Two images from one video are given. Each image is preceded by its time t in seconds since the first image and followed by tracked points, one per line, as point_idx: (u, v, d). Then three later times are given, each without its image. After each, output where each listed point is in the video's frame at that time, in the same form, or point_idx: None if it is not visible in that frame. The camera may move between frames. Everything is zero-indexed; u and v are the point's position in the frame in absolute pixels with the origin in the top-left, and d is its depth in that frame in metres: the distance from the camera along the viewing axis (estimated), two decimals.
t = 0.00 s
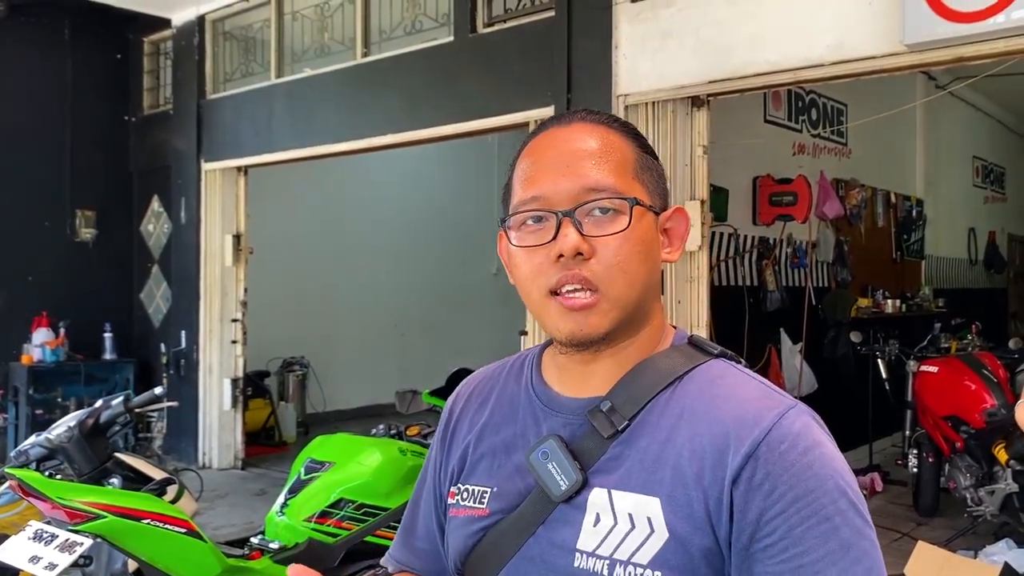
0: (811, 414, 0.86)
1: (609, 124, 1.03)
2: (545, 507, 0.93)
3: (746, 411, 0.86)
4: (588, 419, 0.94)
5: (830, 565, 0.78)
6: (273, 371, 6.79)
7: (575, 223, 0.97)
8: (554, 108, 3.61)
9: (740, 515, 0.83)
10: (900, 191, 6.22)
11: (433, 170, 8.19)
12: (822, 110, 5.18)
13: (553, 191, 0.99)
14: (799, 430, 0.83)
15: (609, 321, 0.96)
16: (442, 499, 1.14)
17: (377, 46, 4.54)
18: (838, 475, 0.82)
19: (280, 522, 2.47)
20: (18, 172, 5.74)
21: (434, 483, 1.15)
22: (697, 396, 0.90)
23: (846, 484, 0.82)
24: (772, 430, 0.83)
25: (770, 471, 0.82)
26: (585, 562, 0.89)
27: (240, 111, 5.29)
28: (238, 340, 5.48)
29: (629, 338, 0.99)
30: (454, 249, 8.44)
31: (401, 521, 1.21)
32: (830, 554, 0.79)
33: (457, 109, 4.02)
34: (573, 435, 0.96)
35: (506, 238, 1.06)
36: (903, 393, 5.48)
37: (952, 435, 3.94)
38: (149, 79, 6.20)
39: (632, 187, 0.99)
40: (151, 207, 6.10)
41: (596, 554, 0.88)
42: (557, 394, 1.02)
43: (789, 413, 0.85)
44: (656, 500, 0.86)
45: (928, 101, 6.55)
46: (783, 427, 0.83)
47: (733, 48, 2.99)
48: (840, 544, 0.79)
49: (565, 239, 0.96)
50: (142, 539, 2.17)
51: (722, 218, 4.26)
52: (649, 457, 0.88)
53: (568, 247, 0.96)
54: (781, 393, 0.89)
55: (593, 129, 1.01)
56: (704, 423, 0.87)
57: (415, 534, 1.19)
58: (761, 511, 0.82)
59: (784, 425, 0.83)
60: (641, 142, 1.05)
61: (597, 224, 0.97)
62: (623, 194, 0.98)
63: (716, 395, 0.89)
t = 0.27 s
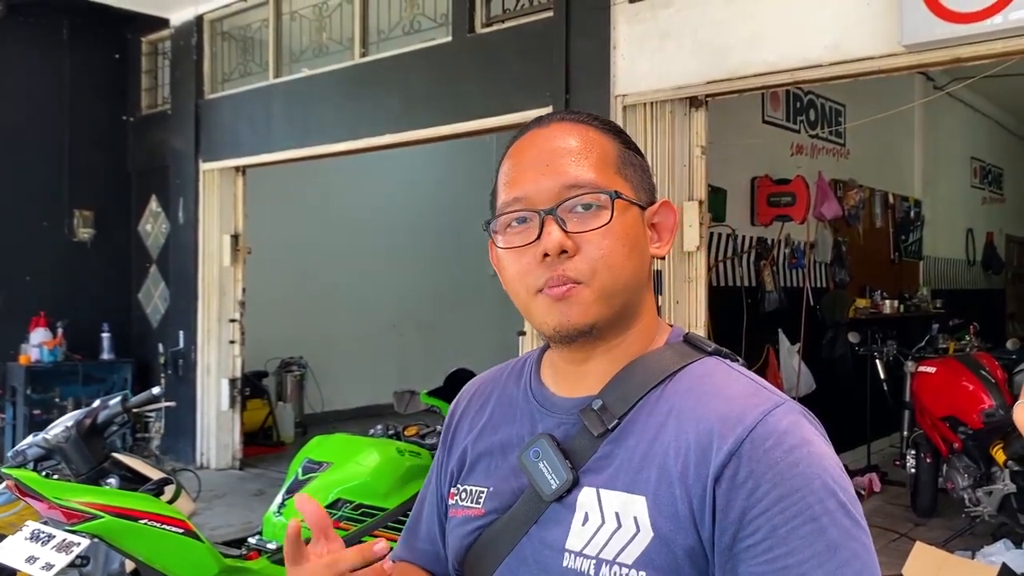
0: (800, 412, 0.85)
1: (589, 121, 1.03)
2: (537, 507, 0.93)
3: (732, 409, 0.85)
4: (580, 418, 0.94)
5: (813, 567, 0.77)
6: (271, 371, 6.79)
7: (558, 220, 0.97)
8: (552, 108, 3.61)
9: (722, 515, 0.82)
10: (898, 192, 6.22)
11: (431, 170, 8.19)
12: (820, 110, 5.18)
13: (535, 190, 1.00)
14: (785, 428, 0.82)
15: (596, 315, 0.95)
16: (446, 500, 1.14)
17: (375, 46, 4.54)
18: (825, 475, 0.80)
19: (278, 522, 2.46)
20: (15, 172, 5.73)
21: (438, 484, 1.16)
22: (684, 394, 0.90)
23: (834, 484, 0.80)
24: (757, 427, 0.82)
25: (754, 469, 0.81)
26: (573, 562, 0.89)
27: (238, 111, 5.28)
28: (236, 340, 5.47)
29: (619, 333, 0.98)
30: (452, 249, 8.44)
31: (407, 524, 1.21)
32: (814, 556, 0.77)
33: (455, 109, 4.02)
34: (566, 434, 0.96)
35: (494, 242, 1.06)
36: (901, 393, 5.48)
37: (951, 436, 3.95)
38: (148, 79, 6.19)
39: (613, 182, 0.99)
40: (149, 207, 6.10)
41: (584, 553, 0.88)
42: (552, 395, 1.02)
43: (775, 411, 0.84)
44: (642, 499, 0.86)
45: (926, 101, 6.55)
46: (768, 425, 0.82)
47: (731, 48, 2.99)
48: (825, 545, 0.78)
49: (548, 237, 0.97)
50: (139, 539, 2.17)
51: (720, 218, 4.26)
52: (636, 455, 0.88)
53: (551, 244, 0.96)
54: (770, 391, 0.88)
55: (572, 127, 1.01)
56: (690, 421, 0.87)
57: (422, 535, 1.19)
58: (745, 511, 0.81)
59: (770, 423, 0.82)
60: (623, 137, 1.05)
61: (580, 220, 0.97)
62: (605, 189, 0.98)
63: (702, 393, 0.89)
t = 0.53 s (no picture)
0: (803, 421, 0.84)
1: (608, 117, 1.03)
2: (536, 509, 0.93)
3: (733, 416, 0.85)
4: (581, 420, 0.94)
5: None
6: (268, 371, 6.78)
7: (572, 214, 0.97)
8: (551, 108, 3.61)
9: (720, 524, 0.82)
10: (896, 192, 6.23)
11: (429, 170, 8.18)
12: (818, 111, 5.19)
13: (551, 182, 0.99)
14: (787, 437, 0.82)
15: (606, 313, 0.95)
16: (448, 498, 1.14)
17: (374, 46, 4.54)
18: (828, 486, 0.80)
19: (276, 522, 2.47)
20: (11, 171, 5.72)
21: (441, 481, 1.16)
22: (686, 400, 0.89)
23: (836, 496, 0.80)
24: (758, 435, 0.82)
25: (754, 479, 0.81)
26: (569, 566, 0.88)
27: (236, 110, 5.27)
28: (234, 340, 5.46)
29: (627, 333, 0.98)
30: (450, 249, 8.44)
31: (412, 519, 1.21)
32: (814, 569, 0.77)
33: (453, 109, 4.01)
34: (566, 436, 0.96)
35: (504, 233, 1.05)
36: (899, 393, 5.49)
37: (948, 436, 3.95)
38: (145, 78, 6.18)
39: (631, 180, 0.99)
40: (147, 207, 6.09)
41: (580, 558, 0.88)
42: (555, 394, 1.02)
43: (778, 419, 0.83)
44: (640, 505, 0.86)
45: (924, 102, 6.56)
46: (770, 434, 0.82)
47: (730, 49, 2.99)
48: (825, 558, 0.77)
49: (562, 230, 0.96)
50: (138, 539, 2.16)
51: (719, 219, 4.27)
52: (635, 461, 0.88)
53: (565, 239, 0.95)
54: (774, 398, 0.87)
55: (590, 121, 1.01)
56: (691, 427, 0.86)
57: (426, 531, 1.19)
58: (743, 520, 0.81)
59: (772, 432, 0.82)
60: (640, 137, 1.05)
61: (595, 217, 0.96)
62: (622, 187, 0.97)
63: (704, 399, 0.88)
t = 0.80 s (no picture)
0: (808, 426, 0.85)
1: (673, 122, 1.02)
2: (532, 514, 0.93)
3: (738, 422, 0.85)
4: (579, 423, 0.94)
5: None
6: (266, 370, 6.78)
7: (618, 208, 0.96)
8: (549, 107, 3.61)
9: (727, 533, 0.82)
10: (894, 192, 6.23)
11: (428, 169, 8.17)
12: (817, 110, 5.19)
13: (604, 169, 0.98)
14: (792, 443, 0.82)
15: (629, 315, 0.95)
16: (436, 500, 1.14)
17: (372, 45, 4.53)
18: (834, 491, 0.81)
19: (274, 521, 2.47)
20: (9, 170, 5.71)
21: (430, 483, 1.15)
22: (689, 405, 0.89)
23: (842, 501, 0.81)
24: (764, 442, 0.82)
25: (760, 485, 0.81)
26: (568, 573, 0.88)
27: (235, 109, 5.26)
28: (232, 339, 5.45)
29: (642, 338, 0.98)
30: (448, 248, 8.44)
31: (401, 521, 1.21)
32: None
33: (452, 108, 4.01)
34: (563, 440, 0.95)
35: (540, 206, 1.05)
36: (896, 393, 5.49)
37: (946, 435, 3.94)
38: (143, 77, 6.17)
39: (683, 191, 0.98)
40: (145, 206, 6.08)
41: (580, 565, 0.88)
42: (551, 397, 1.01)
43: (782, 425, 0.83)
44: (642, 512, 0.86)
45: (922, 102, 6.56)
46: (776, 440, 0.82)
47: (728, 48, 2.99)
48: (833, 564, 0.78)
49: (604, 221, 0.95)
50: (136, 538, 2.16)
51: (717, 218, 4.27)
52: (637, 466, 0.88)
53: (605, 230, 0.95)
54: (778, 403, 0.87)
55: (658, 119, 1.00)
56: (695, 433, 0.86)
57: (414, 533, 1.18)
58: (750, 528, 0.81)
59: (777, 438, 0.82)
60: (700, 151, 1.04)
61: (639, 216, 0.96)
62: (674, 195, 0.97)
63: (708, 404, 0.88)
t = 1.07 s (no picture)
0: (822, 440, 0.85)
1: (677, 121, 1.02)
2: (538, 519, 0.93)
3: (752, 434, 0.85)
4: (587, 429, 0.94)
5: None
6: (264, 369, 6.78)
7: (624, 210, 0.96)
8: (548, 106, 3.60)
9: (738, 546, 0.82)
10: (892, 191, 6.24)
11: (426, 168, 8.17)
12: (815, 109, 5.19)
13: (610, 170, 0.98)
14: (807, 458, 0.82)
15: (637, 317, 0.95)
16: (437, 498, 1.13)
17: (370, 44, 4.53)
18: (847, 507, 0.81)
19: (271, 521, 2.47)
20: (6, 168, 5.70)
21: (430, 481, 1.15)
22: (701, 415, 0.89)
23: (854, 516, 0.81)
24: (778, 456, 0.82)
25: (773, 499, 0.81)
26: None
27: (233, 108, 5.26)
28: (230, 338, 5.45)
29: (648, 341, 0.98)
30: (447, 247, 8.43)
31: (400, 517, 1.20)
32: None
33: (450, 107, 4.01)
34: (570, 445, 0.95)
35: (545, 208, 1.05)
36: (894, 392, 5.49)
37: (943, 435, 3.95)
38: (141, 75, 6.17)
39: (689, 191, 0.98)
40: (143, 204, 6.08)
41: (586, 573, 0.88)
42: (558, 399, 1.01)
43: (797, 439, 0.83)
44: (653, 522, 0.86)
45: (920, 101, 6.57)
46: (791, 454, 0.82)
47: (727, 48, 2.99)
48: None
49: (611, 223, 0.95)
50: (132, 538, 2.16)
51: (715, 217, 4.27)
52: (647, 474, 0.88)
53: (612, 233, 0.95)
54: (792, 416, 0.87)
55: (660, 118, 1.00)
56: (708, 445, 0.86)
57: (412, 530, 1.18)
58: (762, 541, 0.81)
59: (792, 452, 0.82)
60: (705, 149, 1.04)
61: (647, 218, 0.96)
62: (681, 196, 0.97)
63: (721, 415, 0.88)
